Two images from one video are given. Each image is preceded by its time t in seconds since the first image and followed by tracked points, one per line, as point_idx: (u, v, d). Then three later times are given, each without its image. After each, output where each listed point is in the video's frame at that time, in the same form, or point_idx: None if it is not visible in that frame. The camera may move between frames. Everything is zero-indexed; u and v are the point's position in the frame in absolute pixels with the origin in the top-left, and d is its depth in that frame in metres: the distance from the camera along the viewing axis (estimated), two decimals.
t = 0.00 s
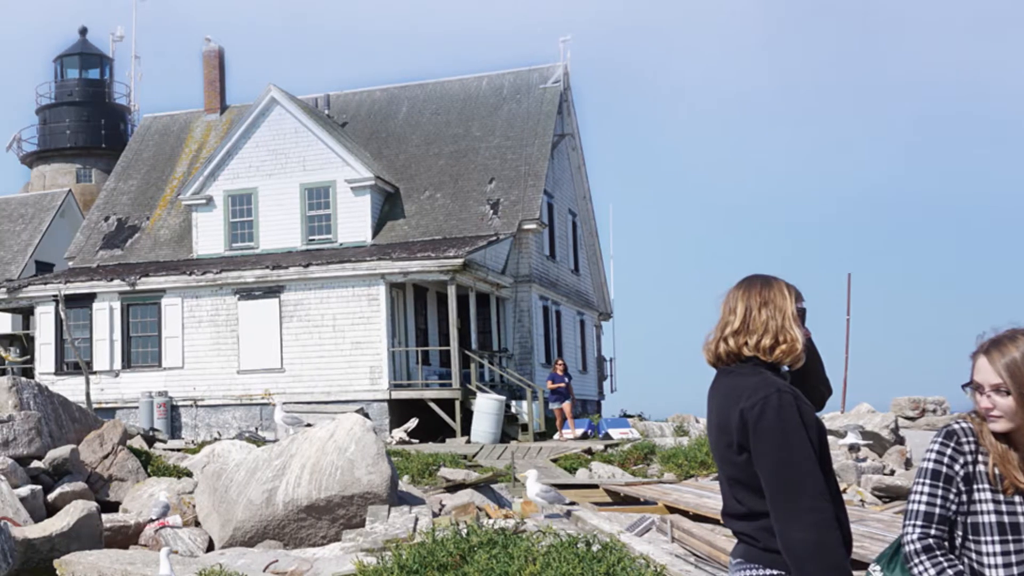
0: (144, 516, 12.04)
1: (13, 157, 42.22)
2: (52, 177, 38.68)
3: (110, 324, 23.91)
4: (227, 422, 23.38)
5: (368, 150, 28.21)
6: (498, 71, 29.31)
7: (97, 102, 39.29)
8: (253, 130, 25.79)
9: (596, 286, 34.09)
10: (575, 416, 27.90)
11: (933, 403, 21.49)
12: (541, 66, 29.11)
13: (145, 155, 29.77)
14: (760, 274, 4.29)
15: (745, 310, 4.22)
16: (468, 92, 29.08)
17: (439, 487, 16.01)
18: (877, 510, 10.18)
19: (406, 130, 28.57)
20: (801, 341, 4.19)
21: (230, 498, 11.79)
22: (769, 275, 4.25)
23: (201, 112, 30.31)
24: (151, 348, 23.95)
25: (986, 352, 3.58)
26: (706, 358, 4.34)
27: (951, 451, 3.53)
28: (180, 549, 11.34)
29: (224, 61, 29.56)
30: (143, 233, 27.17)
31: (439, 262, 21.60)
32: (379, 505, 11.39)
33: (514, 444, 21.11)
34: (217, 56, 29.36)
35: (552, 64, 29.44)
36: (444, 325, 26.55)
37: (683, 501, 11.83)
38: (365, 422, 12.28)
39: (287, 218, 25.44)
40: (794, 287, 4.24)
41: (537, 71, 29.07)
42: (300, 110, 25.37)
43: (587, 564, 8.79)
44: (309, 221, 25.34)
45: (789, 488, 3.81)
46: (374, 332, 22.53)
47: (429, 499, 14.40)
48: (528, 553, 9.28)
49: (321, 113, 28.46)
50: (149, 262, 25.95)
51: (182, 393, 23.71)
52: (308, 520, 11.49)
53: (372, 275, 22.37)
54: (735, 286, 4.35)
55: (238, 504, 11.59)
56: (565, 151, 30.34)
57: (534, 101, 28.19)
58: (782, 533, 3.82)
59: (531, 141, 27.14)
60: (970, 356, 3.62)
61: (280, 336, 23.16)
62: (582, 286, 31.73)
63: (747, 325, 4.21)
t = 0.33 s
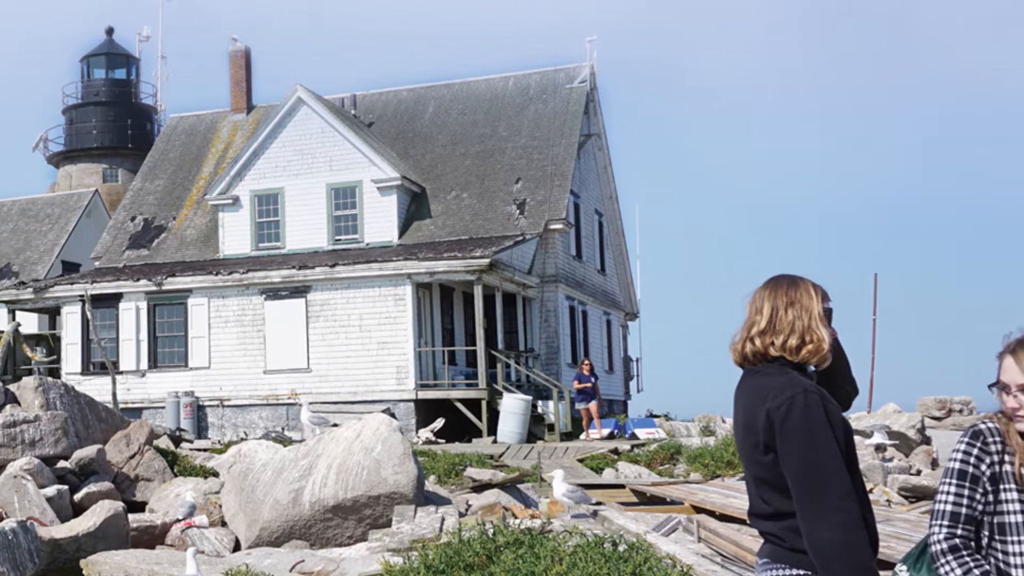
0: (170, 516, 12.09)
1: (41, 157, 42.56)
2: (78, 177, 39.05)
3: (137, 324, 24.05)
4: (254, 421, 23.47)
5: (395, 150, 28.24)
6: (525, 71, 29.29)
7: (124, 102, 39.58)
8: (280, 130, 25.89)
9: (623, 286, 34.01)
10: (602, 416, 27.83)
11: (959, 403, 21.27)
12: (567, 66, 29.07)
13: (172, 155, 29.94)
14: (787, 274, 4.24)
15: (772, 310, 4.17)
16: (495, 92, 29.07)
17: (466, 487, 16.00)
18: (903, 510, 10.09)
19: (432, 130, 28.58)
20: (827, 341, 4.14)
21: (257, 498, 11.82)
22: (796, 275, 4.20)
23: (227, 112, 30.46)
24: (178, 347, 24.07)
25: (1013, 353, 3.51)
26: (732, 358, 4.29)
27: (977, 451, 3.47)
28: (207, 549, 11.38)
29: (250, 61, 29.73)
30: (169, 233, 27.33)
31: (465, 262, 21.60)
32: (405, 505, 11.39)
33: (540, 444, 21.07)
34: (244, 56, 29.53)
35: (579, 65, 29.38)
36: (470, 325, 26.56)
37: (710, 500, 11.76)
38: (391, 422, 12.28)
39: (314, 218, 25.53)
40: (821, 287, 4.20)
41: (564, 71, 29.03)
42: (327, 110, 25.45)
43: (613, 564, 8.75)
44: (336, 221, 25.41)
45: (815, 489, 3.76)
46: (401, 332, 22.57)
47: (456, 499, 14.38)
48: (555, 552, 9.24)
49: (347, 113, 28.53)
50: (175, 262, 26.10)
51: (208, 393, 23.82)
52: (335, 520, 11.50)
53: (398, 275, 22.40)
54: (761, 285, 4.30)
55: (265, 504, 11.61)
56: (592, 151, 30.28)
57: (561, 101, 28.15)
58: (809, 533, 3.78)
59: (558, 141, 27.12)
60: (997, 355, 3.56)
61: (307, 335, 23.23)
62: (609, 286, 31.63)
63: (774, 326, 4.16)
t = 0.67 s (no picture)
0: (197, 516, 12.15)
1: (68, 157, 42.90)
2: (105, 177, 39.37)
3: (163, 325, 24.18)
4: (280, 421, 23.57)
5: (421, 150, 28.27)
6: (551, 71, 29.25)
7: (150, 102, 39.86)
8: (306, 130, 25.99)
9: (649, 286, 33.90)
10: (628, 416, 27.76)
11: (986, 403, 21.05)
12: (594, 66, 29.03)
13: (198, 155, 30.12)
14: (813, 275, 4.20)
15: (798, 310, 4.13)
16: (521, 92, 29.04)
17: (492, 487, 15.99)
18: (931, 510, 9.99)
19: (459, 130, 28.59)
20: (854, 342, 4.10)
21: (283, 498, 11.85)
22: (822, 275, 4.16)
23: (254, 112, 30.62)
24: (204, 347, 24.20)
25: None
26: (758, 358, 4.24)
27: (1005, 452, 3.41)
28: (233, 549, 11.43)
29: (276, 61, 29.89)
30: (196, 233, 27.49)
31: (491, 262, 21.62)
32: (432, 506, 11.39)
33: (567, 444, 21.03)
34: (270, 56, 29.71)
35: (605, 65, 29.32)
36: (496, 325, 26.55)
37: (736, 501, 11.68)
38: (417, 422, 12.29)
39: (340, 218, 25.60)
40: (848, 287, 4.15)
41: (590, 71, 28.97)
42: (353, 110, 25.53)
43: (639, 564, 8.71)
44: (362, 221, 25.48)
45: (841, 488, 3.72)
46: (427, 332, 22.61)
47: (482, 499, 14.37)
48: (581, 553, 9.21)
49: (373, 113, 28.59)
50: (202, 262, 26.25)
51: (235, 393, 23.92)
52: (361, 520, 11.51)
53: (424, 275, 22.44)
54: (787, 285, 4.25)
55: (291, 504, 11.63)
56: (618, 151, 30.20)
57: (587, 101, 28.10)
58: (835, 533, 3.74)
59: (585, 141, 27.07)
60: None
61: (333, 335, 23.30)
62: (635, 286, 31.54)
63: (800, 326, 4.11)
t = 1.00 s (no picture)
0: (223, 516, 12.22)
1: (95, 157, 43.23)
2: (130, 177, 39.69)
3: (189, 324, 24.31)
4: (307, 422, 23.65)
5: (447, 150, 28.29)
6: (577, 71, 29.21)
7: (176, 102, 40.12)
8: (333, 130, 26.08)
9: (675, 286, 33.79)
10: (654, 417, 27.69)
11: (1013, 403, 20.84)
12: (620, 66, 28.97)
13: (224, 155, 30.29)
14: (840, 274, 4.17)
15: (824, 310, 4.10)
16: (547, 92, 29.02)
17: (519, 487, 15.99)
18: (956, 510, 9.93)
19: (484, 130, 28.60)
20: (881, 342, 4.06)
21: (309, 498, 11.87)
22: (848, 275, 4.12)
23: (280, 112, 30.78)
24: (231, 347, 24.30)
25: None
26: (784, 358, 4.21)
27: None
28: (260, 549, 11.48)
29: (303, 61, 30.05)
30: (222, 233, 27.63)
31: (518, 262, 21.65)
32: (458, 506, 11.40)
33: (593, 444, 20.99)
34: (296, 56, 29.85)
35: (631, 65, 29.27)
36: (523, 325, 26.55)
37: (762, 500, 11.61)
38: (443, 422, 12.31)
39: (366, 218, 25.68)
40: (875, 287, 4.12)
41: (616, 71, 28.91)
42: (379, 110, 25.61)
43: (665, 564, 8.68)
44: (388, 221, 25.57)
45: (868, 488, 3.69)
46: (453, 332, 22.65)
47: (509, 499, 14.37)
48: (607, 553, 9.19)
49: (400, 113, 28.66)
50: (228, 262, 26.39)
51: (261, 393, 24.02)
52: (387, 520, 11.53)
53: (450, 275, 22.48)
54: (813, 285, 4.22)
55: (317, 504, 11.66)
56: (644, 151, 30.12)
57: (613, 101, 28.05)
58: (861, 533, 3.71)
59: (611, 141, 27.05)
60: None
61: (359, 335, 23.36)
62: (661, 287, 31.42)
63: (826, 325, 4.08)
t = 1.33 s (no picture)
0: (250, 516, 12.35)
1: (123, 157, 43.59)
2: (157, 177, 40.00)
3: (216, 324, 24.48)
4: (333, 422, 23.79)
5: (474, 150, 28.36)
6: (604, 71, 29.21)
7: (202, 102, 40.43)
8: (359, 130, 26.22)
9: (702, 286, 33.73)
10: (681, 416, 27.68)
11: None
12: (646, 66, 28.96)
13: (251, 155, 30.49)
14: (866, 275, 4.19)
15: (851, 310, 4.13)
16: (573, 92, 29.04)
17: (545, 487, 16.03)
18: (984, 510, 9.89)
19: (511, 130, 28.64)
20: (908, 341, 4.08)
21: (336, 498, 11.95)
22: (876, 275, 4.14)
23: (307, 112, 30.97)
24: (257, 347, 24.45)
25: None
26: (811, 358, 4.24)
27: None
28: (287, 549, 11.59)
29: (329, 61, 30.24)
30: (249, 233, 27.82)
31: (545, 262, 21.73)
32: (485, 506, 11.44)
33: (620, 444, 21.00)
34: (323, 56, 30.04)
35: (658, 64, 29.26)
36: (550, 325, 26.59)
37: (789, 501, 11.60)
38: (470, 422, 12.35)
39: (393, 218, 25.80)
40: (901, 287, 4.14)
41: (643, 71, 28.91)
42: (406, 110, 25.73)
43: (692, 564, 8.69)
44: (415, 221, 25.68)
45: (895, 489, 3.72)
46: (480, 333, 22.74)
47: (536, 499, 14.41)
48: (634, 553, 9.22)
49: (426, 113, 28.75)
50: (255, 262, 26.56)
51: (287, 393, 24.16)
52: (414, 520, 11.61)
53: (477, 275, 22.57)
54: (840, 285, 4.25)
55: (344, 504, 11.75)
56: (671, 151, 30.09)
57: (640, 101, 28.05)
58: (888, 533, 3.74)
59: (638, 140, 27.06)
60: None
61: (386, 335, 23.47)
62: (688, 286, 31.38)
63: (853, 326, 4.11)
